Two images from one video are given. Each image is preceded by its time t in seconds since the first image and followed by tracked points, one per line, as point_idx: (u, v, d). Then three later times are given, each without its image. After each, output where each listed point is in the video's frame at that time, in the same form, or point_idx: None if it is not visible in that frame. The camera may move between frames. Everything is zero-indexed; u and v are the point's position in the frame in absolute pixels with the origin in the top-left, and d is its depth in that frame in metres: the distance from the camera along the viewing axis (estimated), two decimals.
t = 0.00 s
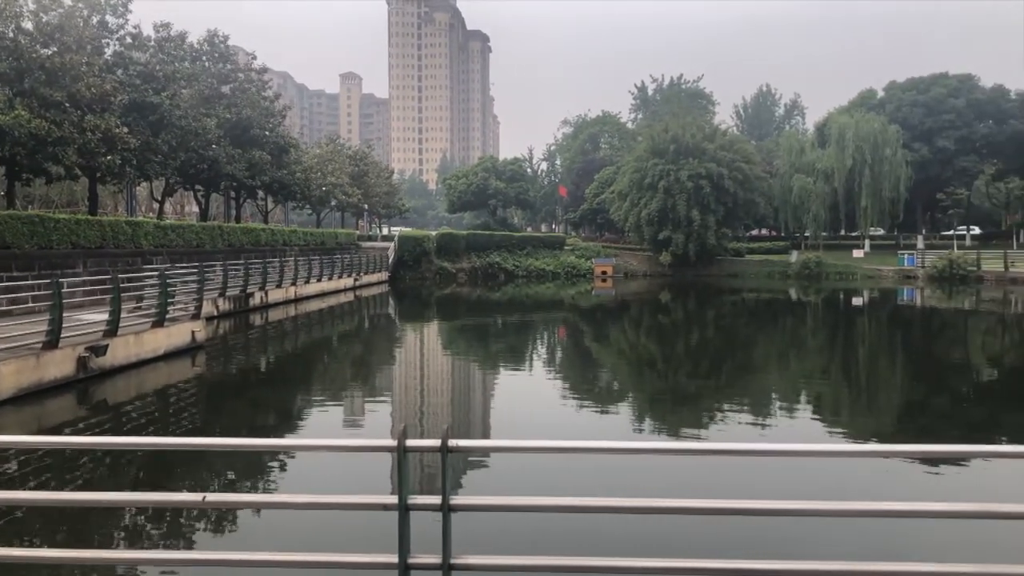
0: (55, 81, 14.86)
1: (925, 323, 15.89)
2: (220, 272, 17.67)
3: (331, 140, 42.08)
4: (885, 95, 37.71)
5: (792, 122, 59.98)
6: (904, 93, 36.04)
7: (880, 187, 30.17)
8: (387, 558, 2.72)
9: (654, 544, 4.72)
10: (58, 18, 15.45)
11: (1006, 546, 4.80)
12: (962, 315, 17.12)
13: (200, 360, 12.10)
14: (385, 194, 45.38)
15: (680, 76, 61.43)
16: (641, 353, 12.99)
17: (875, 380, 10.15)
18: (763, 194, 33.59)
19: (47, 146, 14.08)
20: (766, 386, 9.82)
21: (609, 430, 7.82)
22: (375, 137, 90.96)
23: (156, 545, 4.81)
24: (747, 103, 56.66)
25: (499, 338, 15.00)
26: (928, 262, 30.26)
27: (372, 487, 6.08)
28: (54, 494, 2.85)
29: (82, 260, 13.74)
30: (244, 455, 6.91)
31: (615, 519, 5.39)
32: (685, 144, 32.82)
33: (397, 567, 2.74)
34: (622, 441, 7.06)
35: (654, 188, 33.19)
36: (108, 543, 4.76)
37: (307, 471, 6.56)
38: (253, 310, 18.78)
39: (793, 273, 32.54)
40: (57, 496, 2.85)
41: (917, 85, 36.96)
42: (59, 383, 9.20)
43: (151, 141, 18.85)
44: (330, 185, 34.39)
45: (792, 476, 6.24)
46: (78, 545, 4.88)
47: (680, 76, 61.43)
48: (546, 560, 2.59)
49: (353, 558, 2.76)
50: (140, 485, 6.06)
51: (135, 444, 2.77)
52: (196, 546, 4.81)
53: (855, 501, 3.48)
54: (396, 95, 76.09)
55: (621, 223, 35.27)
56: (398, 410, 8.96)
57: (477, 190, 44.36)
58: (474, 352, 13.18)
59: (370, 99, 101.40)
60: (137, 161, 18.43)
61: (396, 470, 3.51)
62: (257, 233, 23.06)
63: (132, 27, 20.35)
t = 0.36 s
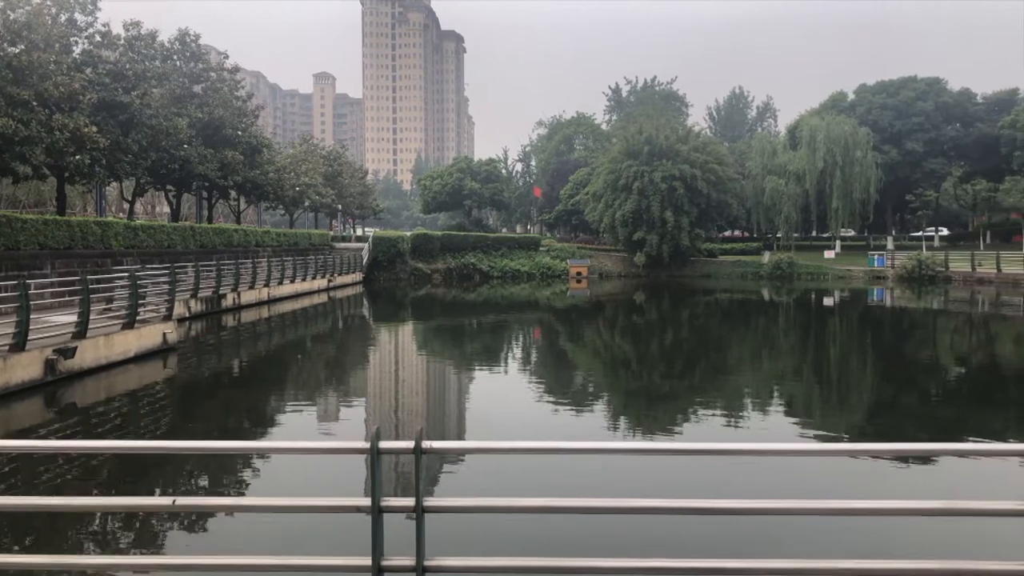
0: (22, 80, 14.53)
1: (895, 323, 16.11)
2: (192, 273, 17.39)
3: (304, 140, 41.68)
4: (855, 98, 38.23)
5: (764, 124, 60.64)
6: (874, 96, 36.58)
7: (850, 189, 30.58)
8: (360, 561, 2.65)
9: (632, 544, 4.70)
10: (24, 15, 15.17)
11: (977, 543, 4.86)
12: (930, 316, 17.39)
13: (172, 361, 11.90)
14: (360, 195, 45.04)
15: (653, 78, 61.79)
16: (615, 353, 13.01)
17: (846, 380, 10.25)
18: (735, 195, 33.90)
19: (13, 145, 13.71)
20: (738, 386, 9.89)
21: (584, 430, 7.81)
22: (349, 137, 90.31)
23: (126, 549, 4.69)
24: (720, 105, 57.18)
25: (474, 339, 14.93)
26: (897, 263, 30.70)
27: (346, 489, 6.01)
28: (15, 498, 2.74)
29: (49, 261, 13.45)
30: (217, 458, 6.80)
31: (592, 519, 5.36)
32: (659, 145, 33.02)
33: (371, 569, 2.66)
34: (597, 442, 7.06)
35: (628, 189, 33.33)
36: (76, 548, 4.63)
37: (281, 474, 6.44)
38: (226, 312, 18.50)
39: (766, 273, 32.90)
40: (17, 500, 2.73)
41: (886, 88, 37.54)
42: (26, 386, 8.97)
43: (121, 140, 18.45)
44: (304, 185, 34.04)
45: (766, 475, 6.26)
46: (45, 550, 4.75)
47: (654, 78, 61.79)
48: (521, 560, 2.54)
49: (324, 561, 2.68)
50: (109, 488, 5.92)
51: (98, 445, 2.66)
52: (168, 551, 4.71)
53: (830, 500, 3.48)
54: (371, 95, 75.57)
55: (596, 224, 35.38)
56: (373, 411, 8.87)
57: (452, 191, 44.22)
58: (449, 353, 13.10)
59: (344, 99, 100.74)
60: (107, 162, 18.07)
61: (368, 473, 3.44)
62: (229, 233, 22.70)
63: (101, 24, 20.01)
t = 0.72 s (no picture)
0: None
1: (874, 322, 16.25)
2: (172, 273, 17.15)
3: (285, 139, 41.37)
4: (835, 99, 38.55)
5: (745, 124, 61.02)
6: (853, 97, 37.00)
7: (830, 188, 30.85)
8: (340, 562, 2.60)
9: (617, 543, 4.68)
10: None
11: (956, 540, 4.88)
12: (908, 315, 17.55)
13: (152, 362, 11.76)
14: (341, 194, 44.74)
15: (635, 78, 61.98)
16: (597, 352, 12.99)
17: (826, 378, 10.30)
18: (716, 195, 34.05)
19: None
20: (719, 385, 9.91)
21: (567, 429, 7.80)
22: (330, 135, 89.83)
23: (105, 552, 4.61)
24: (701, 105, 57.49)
25: (457, 339, 14.84)
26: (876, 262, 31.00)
27: (328, 490, 5.95)
28: None
29: (25, 261, 13.21)
30: (197, 459, 6.70)
31: (577, 518, 5.35)
32: (641, 145, 33.14)
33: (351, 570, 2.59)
34: (580, 441, 7.05)
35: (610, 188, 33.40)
36: (54, 551, 4.54)
37: (263, 476, 6.36)
38: (206, 312, 18.30)
39: (746, 272, 33.11)
40: None
41: (865, 89, 37.91)
42: (2, 388, 8.80)
43: (99, 139, 18.26)
44: (284, 185, 33.76)
45: (749, 474, 6.26)
46: (21, 554, 4.64)
47: (635, 78, 61.98)
48: (505, 559, 2.50)
49: (306, 563, 2.63)
50: (87, 491, 5.81)
51: (73, 446, 2.59)
52: (148, 553, 4.62)
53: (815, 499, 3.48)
54: (352, 94, 75.14)
55: (578, 223, 35.43)
56: (355, 412, 8.78)
57: (434, 191, 44.05)
58: (430, 353, 13.02)
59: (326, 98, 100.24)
60: (84, 161, 17.88)
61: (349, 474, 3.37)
62: (209, 233, 22.43)
63: (78, 22, 19.81)
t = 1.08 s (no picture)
0: None
1: (849, 321, 16.44)
2: (147, 274, 16.88)
3: (262, 139, 40.99)
4: (812, 100, 38.92)
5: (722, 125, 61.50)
6: (829, 99, 37.47)
7: (806, 188, 31.14)
8: (318, 564, 2.54)
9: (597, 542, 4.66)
10: None
11: (931, 537, 4.92)
12: (883, 314, 17.76)
13: (128, 363, 11.58)
14: (320, 194, 44.40)
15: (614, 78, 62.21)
16: (577, 352, 12.97)
17: (803, 377, 10.38)
18: (695, 195, 34.24)
19: None
20: (698, 384, 9.95)
21: (548, 430, 7.77)
22: (308, 135, 89.17)
23: (79, 557, 4.51)
24: (679, 106, 57.78)
25: (436, 339, 14.76)
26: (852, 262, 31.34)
27: (307, 492, 5.89)
28: None
29: None
30: (173, 462, 6.59)
31: (559, 518, 5.32)
32: (620, 145, 33.28)
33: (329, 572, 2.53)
34: (561, 441, 7.04)
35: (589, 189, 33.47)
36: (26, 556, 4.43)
37: (241, 477, 6.27)
38: (182, 313, 18.05)
39: (724, 272, 33.34)
40: None
41: (841, 90, 38.34)
42: None
43: (73, 138, 18.11)
44: (262, 184, 33.42)
45: (728, 473, 6.28)
46: None
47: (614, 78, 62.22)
48: (485, 559, 2.46)
49: (284, 565, 2.57)
50: (60, 494, 5.69)
51: (43, 449, 2.51)
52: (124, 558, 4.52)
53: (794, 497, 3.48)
54: (330, 93, 74.60)
55: (558, 223, 35.46)
56: (334, 413, 8.70)
57: (413, 190, 43.84)
58: (409, 354, 12.92)
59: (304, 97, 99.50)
60: (56, 161, 17.74)
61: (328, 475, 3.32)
62: (186, 233, 22.13)
63: (52, 20, 19.59)
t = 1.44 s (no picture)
0: None
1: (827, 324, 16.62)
2: (124, 276, 16.63)
3: (241, 140, 40.61)
4: (790, 105, 39.33)
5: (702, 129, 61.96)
6: (807, 104, 38.07)
7: (785, 192, 31.46)
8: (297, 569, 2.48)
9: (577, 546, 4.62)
10: None
11: (907, 539, 4.95)
12: (858, 317, 17.98)
13: (104, 367, 11.39)
14: (300, 197, 44.09)
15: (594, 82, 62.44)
16: (557, 355, 12.98)
17: (780, 380, 10.44)
18: (674, 199, 34.40)
19: None
20: (677, 387, 9.99)
21: (528, 432, 7.75)
22: (288, 138, 88.60)
23: (55, 562, 4.42)
24: (659, 110, 58.09)
25: (417, 343, 14.69)
26: (829, 266, 31.67)
27: (286, 496, 5.80)
28: None
29: None
30: (150, 466, 6.49)
31: (540, 521, 5.29)
32: (600, 149, 33.42)
33: None
34: (542, 444, 7.03)
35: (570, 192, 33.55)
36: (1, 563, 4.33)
37: (218, 482, 6.16)
38: (160, 316, 17.81)
39: (704, 275, 33.53)
40: None
41: (819, 96, 38.80)
42: None
43: (49, 140, 17.96)
44: (241, 187, 33.10)
45: (707, 475, 6.30)
46: None
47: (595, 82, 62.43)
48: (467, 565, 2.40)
49: (260, 569, 2.50)
50: (35, 499, 5.57)
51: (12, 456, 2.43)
52: (100, 563, 4.44)
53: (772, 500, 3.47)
54: (310, 95, 74.05)
55: (539, 227, 35.47)
56: (313, 417, 8.61)
57: (394, 193, 43.66)
58: (390, 358, 12.81)
59: (283, 100, 98.85)
60: (30, 163, 17.48)
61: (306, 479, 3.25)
62: (164, 236, 21.83)
63: (27, 20, 19.27)
